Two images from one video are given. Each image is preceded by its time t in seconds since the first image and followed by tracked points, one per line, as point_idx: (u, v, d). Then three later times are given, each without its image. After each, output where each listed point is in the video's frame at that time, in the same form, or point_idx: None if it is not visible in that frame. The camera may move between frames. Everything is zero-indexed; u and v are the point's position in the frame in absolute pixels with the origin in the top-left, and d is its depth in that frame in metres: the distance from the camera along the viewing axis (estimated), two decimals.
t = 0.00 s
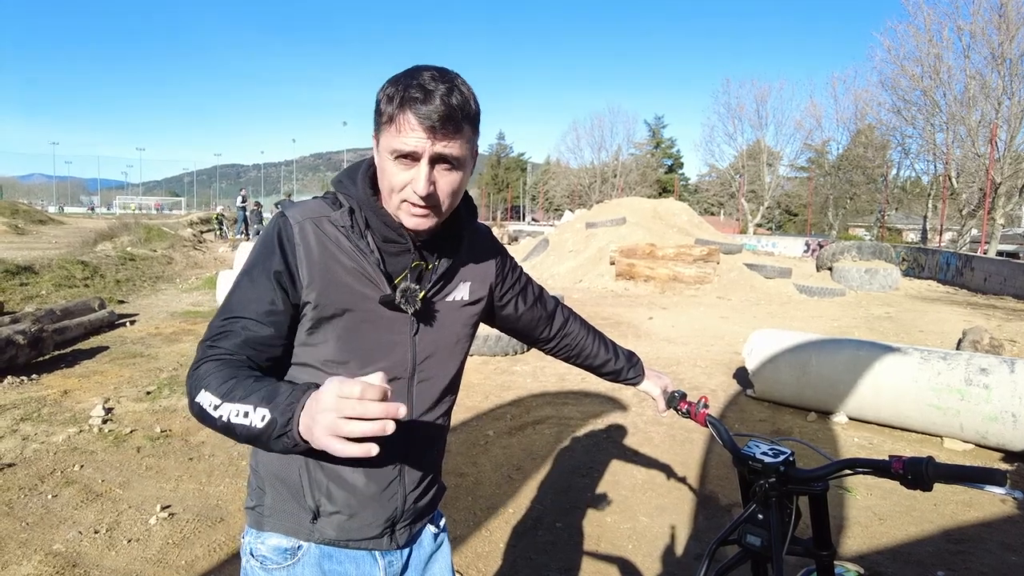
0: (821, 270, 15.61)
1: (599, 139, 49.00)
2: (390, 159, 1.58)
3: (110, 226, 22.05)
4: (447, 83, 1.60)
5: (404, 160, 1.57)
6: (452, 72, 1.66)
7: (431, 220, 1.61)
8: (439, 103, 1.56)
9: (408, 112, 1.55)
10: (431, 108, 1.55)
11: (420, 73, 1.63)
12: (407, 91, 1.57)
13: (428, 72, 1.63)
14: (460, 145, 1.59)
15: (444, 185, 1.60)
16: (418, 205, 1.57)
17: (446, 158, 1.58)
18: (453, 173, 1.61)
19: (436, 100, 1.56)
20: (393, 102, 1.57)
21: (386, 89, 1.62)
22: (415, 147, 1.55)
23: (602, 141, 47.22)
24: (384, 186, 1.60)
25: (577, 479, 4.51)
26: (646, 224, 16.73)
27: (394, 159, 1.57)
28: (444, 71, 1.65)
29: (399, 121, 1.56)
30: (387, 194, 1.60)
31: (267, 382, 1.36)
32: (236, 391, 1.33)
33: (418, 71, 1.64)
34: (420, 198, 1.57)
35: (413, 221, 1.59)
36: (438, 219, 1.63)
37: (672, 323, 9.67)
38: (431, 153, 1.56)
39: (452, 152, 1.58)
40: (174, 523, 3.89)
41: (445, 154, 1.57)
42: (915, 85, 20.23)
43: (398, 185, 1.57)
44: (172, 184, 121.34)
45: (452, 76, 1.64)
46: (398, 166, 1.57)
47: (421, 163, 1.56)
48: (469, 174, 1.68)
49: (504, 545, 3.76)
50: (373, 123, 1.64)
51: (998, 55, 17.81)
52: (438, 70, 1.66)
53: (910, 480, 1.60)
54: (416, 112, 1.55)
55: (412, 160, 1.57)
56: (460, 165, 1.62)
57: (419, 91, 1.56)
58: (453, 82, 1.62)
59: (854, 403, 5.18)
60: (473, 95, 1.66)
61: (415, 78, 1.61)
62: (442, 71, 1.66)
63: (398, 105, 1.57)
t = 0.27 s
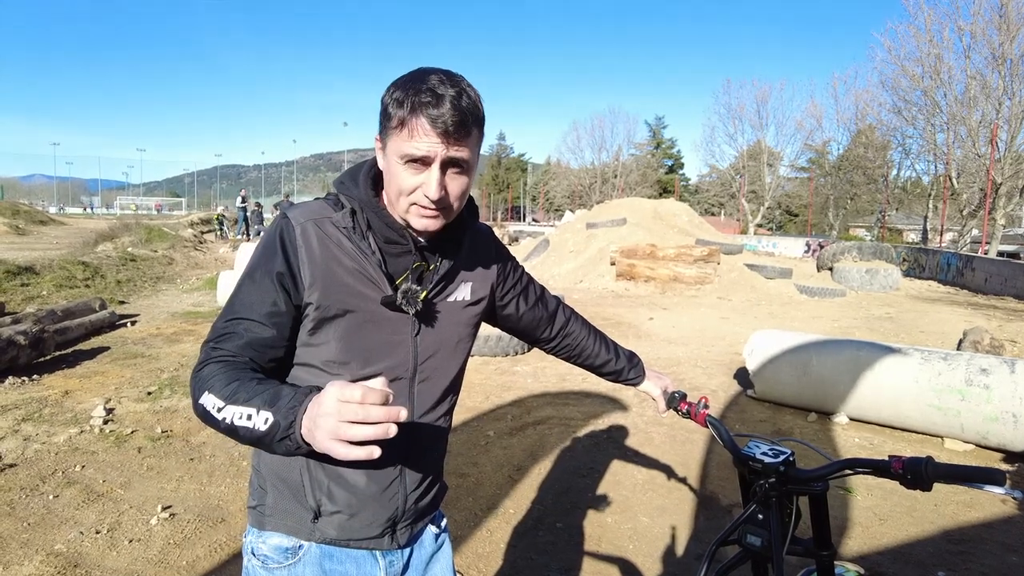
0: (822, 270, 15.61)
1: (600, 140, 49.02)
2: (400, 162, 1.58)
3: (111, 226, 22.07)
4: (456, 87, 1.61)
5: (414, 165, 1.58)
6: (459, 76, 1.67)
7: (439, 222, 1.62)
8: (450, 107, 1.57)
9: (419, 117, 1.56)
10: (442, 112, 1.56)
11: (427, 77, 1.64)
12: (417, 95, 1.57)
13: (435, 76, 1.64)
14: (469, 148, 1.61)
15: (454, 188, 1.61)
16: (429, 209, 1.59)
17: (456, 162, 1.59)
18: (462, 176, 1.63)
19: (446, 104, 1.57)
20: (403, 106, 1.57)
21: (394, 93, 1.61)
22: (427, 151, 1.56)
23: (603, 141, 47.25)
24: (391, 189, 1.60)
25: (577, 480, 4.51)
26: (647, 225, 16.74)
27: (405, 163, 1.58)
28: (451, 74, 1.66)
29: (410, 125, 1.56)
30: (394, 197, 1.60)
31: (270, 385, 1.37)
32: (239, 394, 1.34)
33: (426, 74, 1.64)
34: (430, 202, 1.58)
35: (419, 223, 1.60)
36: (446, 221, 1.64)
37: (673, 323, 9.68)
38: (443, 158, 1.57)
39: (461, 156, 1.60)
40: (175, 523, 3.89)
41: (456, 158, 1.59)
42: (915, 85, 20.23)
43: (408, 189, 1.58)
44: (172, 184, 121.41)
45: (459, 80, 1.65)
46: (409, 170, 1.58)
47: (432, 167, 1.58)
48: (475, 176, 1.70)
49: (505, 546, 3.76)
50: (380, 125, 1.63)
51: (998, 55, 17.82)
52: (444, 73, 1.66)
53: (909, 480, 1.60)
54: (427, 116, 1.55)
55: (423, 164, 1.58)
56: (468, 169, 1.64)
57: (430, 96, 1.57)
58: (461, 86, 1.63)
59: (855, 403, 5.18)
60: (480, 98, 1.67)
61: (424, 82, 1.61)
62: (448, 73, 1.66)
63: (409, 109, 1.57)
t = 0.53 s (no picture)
0: (823, 271, 15.62)
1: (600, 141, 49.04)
2: (396, 164, 1.58)
3: (112, 227, 22.08)
4: (451, 88, 1.62)
5: (410, 166, 1.58)
6: (456, 76, 1.67)
7: (437, 222, 1.61)
8: (444, 108, 1.57)
9: (414, 117, 1.56)
10: (437, 113, 1.56)
11: (424, 78, 1.64)
12: (412, 96, 1.58)
13: (432, 77, 1.64)
14: (465, 149, 1.61)
15: (450, 189, 1.62)
16: (426, 209, 1.58)
17: (452, 163, 1.60)
18: (458, 177, 1.63)
19: (440, 105, 1.57)
20: (398, 108, 1.58)
21: (390, 95, 1.62)
22: (421, 152, 1.56)
23: (603, 142, 47.25)
24: (388, 191, 1.61)
25: (578, 480, 4.51)
26: (647, 225, 16.74)
27: (401, 165, 1.58)
28: (447, 76, 1.66)
29: (405, 126, 1.57)
30: (392, 199, 1.60)
31: (271, 385, 1.37)
32: (240, 394, 1.34)
33: (422, 76, 1.65)
34: (426, 204, 1.58)
35: (418, 222, 1.60)
36: (443, 222, 1.64)
37: (673, 324, 9.68)
38: (438, 158, 1.57)
39: (457, 157, 1.60)
40: (176, 524, 3.90)
41: (452, 159, 1.59)
42: (916, 86, 20.23)
43: (404, 190, 1.58)
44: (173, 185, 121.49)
45: (455, 81, 1.65)
46: (404, 171, 1.58)
47: (427, 168, 1.58)
48: (474, 177, 1.70)
49: (506, 546, 3.76)
50: (377, 127, 1.64)
51: (998, 56, 17.84)
52: (441, 74, 1.67)
53: (909, 480, 1.60)
54: (421, 117, 1.56)
55: (418, 165, 1.58)
56: (465, 169, 1.64)
57: (425, 97, 1.58)
58: (457, 86, 1.63)
59: (855, 403, 5.19)
60: (478, 99, 1.67)
61: (419, 84, 1.62)
62: (445, 75, 1.67)
63: (403, 111, 1.58)
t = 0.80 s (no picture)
0: (823, 271, 15.62)
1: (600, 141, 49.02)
2: (394, 165, 1.59)
3: (112, 228, 22.07)
4: (449, 88, 1.61)
5: (408, 166, 1.58)
6: (453, 77, 1.67)
7: (436, 222, 1.62)
8: (441, 108, 1.57)
9: (410, 118, 1.56)
10: (433, 113, 1.56)
11: (421, 78, 1.64)
12: (408, 97, 1.58)
13: (429, 77, 1.64)
14: (464, 148, 1.60)
15: (449, 189, 1.61)
16: (424, 209, 1.59)
17: (450, 162, 1.59)
18: (457, 177, 1.62)
19: (437, 105, 1.57)
20: (395, 108, 1.58)
21: (388, 95, 1.63)
22: (418, 152, 1.56)
23: (603, 143, 47.27)
24: (388, 192, 1.61)
25: (579, 480, 4.51)
26: (647, 225, 16.75)
27: (399, 165, 1.59)
28: (445, 76, 1.66)
29: (402, 127, 1.57)
30: (391, 200, 1.60)
31: (275, 395, 1.37)
32: (245, 403, 1.34)
33: (420, 76, 1.65)
34: (424, 204, 1.58)
35: (418, 223, 1.60)
36: (442, 223, 1.63)
37: (673, 324, 9.68)
38: (435, 158, 1.57)
39: (456, 156, 1.59)
40: (177, 524, 3.90)
41: (450, 158, 1.58)
42: (915, 86, 20.24)
43: (402, 190, 1.58)
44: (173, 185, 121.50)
45: (454, 80, 1.65)
46: (402, 173, 1.58)
47: (425, 168, 1.58)
48: (473, 177, 1.69)
49: (506, 547, 3.76)
50: (376, 129, 1.65)
51: (998, 56, 17.84)
52: (439, 74, 1.67)
53: (911, 480, 1.60)
54: (418, 117, 1.56)
55: (416, 165, 1.58)
56: (465, 168, 1.63)
57: (422, 97, 1.57)
58: (454, 86, 1.63)
59: (856, 403, 5.18)
60: (476, 99, 1.66)
61: (416, 84, 1.62)
62: (443, 75, 1.66)
63: (400, 111, 1.58)
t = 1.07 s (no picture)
0: (824, 271, 15.62)
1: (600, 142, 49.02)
2: (397, 165, 1.59)
3: (113, 229, 22.07)
4: (451, 88, 1.62)
5: (410, 166, 1.59)
6: (456, 77, 1.67)
7: (436, 223, 1.62)
8: (442, 109, 1.57)
9: (412, 119, 1.56)
10: (434, 113, 1.56)
11: (423, 79, 1.65)
12: (411, 97, 1.58)
13: (431, 78, 1.64)
14: (465, 149, 1.61)
15: (450, 189, 1.61)
16: (425, 209, 1.59)
17: (451, 163, 1.59)
18: (459, 177, 1.63)
19: (439, 106, 1.57)
20: (397, 109, 1.59)
21: (391, 96, 1.63)
22: (420, 152, 1.56)
23: (603, 143, 47.30)
24: (389, 191, 1.61)
25: (579, 481, 4.51)
26: (647, 225, 16.77)
27: (401, 165, 1.59)
28: (448, 77, 1.66)
29: (404, 127, 1.57)
30: (393, 200, 1.61)
31: (278, 396, 1.38)
32: (247, 405, 1.35)
33: (422, 77, 1.65)
34: (426, 204, 1.58)
35: (417, 223, 1.61)
36: (442, 223, 1.64)
37: (674, 324, 9.68)
38: (437, 158, 1.57)
39: (457, 157, 1.60)
40: (178, 525, 3.90)
41: (451, 159, 1.58)
42: (916, 86, 20.24)
43: (404, 190, 1.59)
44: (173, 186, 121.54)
45: (455, 81, 1.65)
46: (404, 173, 1.58)
47: (426, 169, 1.58)
48: (475, 178, 1.69)
49: (507, 547, 3.76)
50: (378, 130, 1.65)
51: (999, 56, 17.84)
52: (442, 75, 1.67)
53: (911, 480, 1.60)
54: (420, 117, 1.56)
55: (417, 165, 1.58)
56: (467, 169, 1.63)
57: (424, 98, 1.58)
58: (457, 87, 1.63)
59: (857, 403, 5.18)
60: (478, 99, 1.67)
61: (419, 85, 1.62)
62: (446, 76, 1.66)
63: (402, 111, 1.58)
